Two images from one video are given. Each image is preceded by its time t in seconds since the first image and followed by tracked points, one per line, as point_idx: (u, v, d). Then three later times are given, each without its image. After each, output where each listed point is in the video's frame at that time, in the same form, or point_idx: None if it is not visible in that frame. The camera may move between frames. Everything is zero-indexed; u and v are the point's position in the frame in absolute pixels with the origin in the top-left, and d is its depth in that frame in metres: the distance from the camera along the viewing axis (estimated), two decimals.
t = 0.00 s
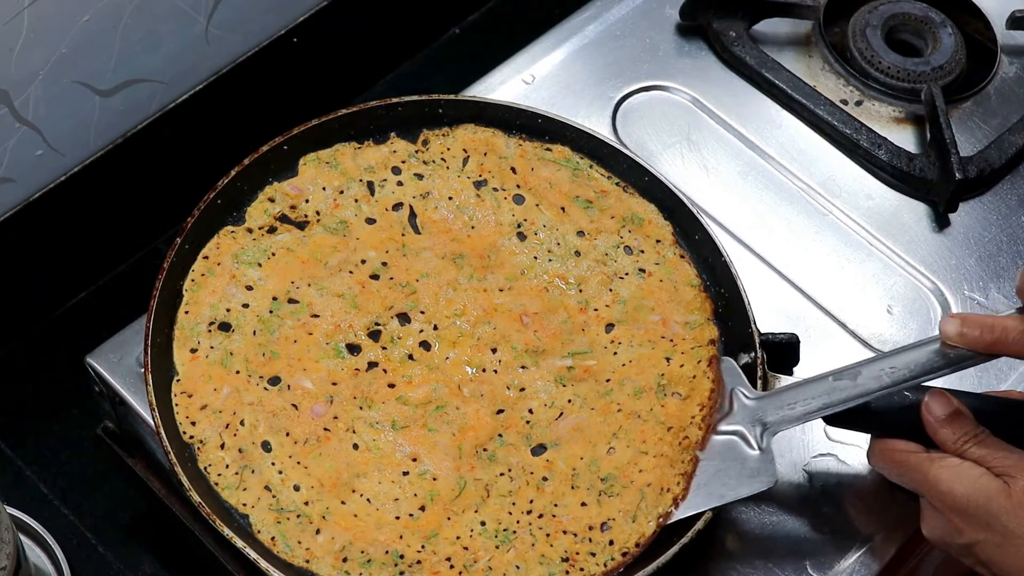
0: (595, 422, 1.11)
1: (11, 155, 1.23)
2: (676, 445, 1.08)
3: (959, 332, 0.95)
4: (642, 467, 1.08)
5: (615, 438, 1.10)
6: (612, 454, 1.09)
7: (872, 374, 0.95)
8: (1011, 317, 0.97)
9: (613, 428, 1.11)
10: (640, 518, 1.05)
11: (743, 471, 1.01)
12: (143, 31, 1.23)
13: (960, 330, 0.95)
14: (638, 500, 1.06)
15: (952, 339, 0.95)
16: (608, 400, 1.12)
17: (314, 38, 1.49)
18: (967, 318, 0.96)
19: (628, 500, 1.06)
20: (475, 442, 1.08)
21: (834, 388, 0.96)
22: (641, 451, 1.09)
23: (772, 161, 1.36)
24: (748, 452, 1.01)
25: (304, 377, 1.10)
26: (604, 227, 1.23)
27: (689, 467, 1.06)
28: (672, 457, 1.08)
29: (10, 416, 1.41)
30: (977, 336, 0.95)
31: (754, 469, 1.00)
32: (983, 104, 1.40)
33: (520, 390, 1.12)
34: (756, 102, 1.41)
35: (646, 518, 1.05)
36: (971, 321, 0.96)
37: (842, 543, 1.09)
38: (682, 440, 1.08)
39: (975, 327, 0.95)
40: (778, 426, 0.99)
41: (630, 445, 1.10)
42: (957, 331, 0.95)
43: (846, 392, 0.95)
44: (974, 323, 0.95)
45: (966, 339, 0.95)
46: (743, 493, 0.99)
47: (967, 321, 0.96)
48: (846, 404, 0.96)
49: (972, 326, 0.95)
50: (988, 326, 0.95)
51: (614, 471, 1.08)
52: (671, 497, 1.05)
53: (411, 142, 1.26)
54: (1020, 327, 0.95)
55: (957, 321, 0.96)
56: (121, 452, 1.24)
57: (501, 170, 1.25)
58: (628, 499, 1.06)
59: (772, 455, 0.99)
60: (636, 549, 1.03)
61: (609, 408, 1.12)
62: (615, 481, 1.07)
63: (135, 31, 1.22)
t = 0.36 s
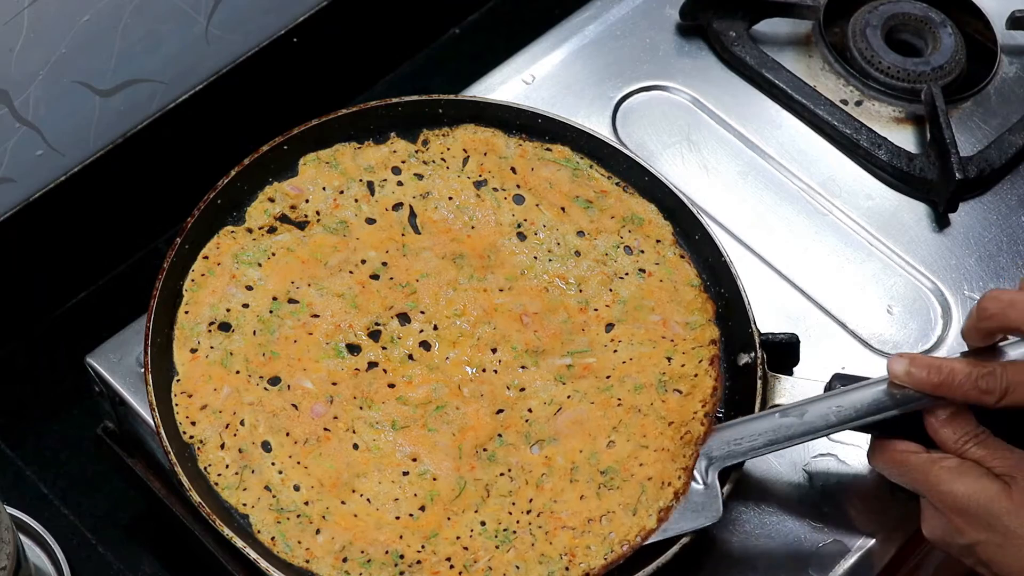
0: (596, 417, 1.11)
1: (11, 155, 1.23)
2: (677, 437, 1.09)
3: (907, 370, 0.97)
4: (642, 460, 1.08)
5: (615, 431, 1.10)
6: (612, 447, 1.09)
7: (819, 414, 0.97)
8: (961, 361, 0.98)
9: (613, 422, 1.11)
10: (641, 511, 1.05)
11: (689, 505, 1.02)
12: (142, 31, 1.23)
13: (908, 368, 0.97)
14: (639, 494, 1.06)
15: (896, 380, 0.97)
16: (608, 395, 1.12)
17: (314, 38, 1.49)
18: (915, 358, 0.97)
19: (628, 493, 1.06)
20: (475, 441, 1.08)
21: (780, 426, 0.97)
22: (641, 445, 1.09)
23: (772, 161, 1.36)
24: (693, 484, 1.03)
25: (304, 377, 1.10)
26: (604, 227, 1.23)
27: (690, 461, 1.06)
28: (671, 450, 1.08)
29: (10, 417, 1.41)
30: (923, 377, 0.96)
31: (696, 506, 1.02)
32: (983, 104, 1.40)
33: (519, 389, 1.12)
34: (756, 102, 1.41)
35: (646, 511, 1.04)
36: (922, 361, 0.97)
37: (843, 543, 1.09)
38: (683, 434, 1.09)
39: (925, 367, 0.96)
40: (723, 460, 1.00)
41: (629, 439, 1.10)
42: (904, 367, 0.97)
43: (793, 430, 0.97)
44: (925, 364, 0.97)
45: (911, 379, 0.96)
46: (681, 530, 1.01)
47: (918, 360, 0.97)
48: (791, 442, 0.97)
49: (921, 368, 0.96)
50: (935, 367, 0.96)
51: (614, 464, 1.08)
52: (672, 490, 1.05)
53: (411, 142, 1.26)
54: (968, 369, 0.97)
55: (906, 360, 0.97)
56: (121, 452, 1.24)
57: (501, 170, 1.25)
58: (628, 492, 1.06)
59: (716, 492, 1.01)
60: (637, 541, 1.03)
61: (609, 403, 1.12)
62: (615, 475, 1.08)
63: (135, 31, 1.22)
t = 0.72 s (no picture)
0: (596, 412, 1.11)
1: (11, 155, 1.23)
2: (677, 432, 1.09)
3: (875, 412, 0.95)
4: (642, 453, 1.08)
5: (614, 426, 1.10)
6: (612, 440, 1.10)
7: (780, 447, 0.97)
8: (931, 407, 0.96)
9: (613, 417, 1.11)
10: (640, 502, 1.05)
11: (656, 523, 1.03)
12: (143, 31, 1.23)
13: (875, 409, 0.95)
14: (638, 485, 1.06)
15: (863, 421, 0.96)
16: (609, 392, 1.12)
17: (314, 38, 1.49)
18: (883, 400, 0.95)
19: (628, 484, 1.07)
20: (474, 440, 1.09)
21: (742, 455, 0.99)
22: (641, 438, 1.10)
23: (772, 161, 1.36)
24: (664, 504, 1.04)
25: (304, 377, 1.10)
26: (604, 226, 1.23)
27: (690, 453, 1.06)
28: (672, 443, 1.08)
29: (10, 417, 1.41)
30: (888, 420, 0.95)
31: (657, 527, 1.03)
32: (983, 104, 1.40)
33: (519, 388, 1.12)
34: (756, 103, 1.41)
35: (645, 502, 1.05)
36: (891, 403, 0.95)
37: (843, 543, 1.09)
38: (684, 427, 1.10)
39: (891, 410, 0.95)
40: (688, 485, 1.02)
41: (630, 433, 1.10)
42: (872, 408, 0.95)
43: (753, 461, 0.98)
44: (893, 407, 0.95)
45: (878, 421, 0.95)
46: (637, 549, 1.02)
47: (887, 403, 0.95)
48: (751, 474, 0.98)
49: (888, 411, 0.95)
50: (902, 410, 0.95)
51: (614, 457, 1.09)
52: (672, 481, 1.04)
53: (411, 142, 1.26)
54: (935, 415, 0.95)
55: (874, 401, 0.96)
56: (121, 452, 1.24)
57: (501, 170, 1.25)
58: (628, 483, 1.07)
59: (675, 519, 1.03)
60: (637, 532, 1.03)
61: (609, 400, 1.12)
62: (615, 465, 1.08)
63: (135, 31, 1.22)
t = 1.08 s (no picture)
0: (596, 410, 1.11)
1: (12, 155, 1.23)
2: (678, 428, 1.10)
3: (840, 444, 0.94)
4: (644, 451, 1.09)
5: (615, 423, 1.11)
6: (612, 437, 1.10)
7: (741, 473, 0.97)
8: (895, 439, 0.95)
9: (614, 415, 1.11)
10: (641, 497, 1.05)
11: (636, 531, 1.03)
12: (143, 31, 1.23)
13: (840, 440, 0.94)
14: (639, 481, 1.06)
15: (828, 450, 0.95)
16: (609, 391, 1.12)
17: (314, 39, 1.49)
18: (848, 432, 0.94)
19: (629, 479, 1.07)
20: (474, 438, 1.09)
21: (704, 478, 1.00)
22: (642, 436, 1.10)
23: (772, 161, 1.36)
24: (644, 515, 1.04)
25: (304, 377, 1.10)
26: (604, 226, 1.23)
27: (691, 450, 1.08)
28: (673, 439, 1.09)
29: (11, 417, 1.41)
30: (853, 452, 0.94)
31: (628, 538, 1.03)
32: (984, 104, 1.40)
33: (519, 387, 1.12)
34: (756, 103, 1.41)
35: (646, 497, 1.05)
36: (856, 436, 0.94)
37: (843, 543, 1.09)
38: (685, 424, 1.10)
39: (856, 441, 0.94)
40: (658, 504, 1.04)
41: (630, 431, 1.10)
42: (836, 439, 0.94)
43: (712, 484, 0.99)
44: (858, 438, 0.94)
45: (842, 452, 0.94)
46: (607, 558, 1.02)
47: (851, 434, 0.94)
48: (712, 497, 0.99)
49: (853, 443, 0.94)
50: (866, 443, 0.94)
51: (614, 453, 1.09)
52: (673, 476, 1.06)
53: (411, 142, 1.26)
54: (899, 447, 0.94)
55: (840, 432, 0.94)
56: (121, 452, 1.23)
57: (501, 170, 1.25)
58: (629, 478, 1.07)
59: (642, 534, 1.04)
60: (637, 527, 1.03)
61: (610, 398, 1.12)
62: (615, 461, 1.08)
63: (135, 31, 1.23)
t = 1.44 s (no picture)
0: (596, 411, 1.11)
1: (12, 155, 1.23)
2: (679, 427, 1.10)
3: (805, 461, 0.94)
4: (644, 450, 1.09)
5: (615, 423, 1.11)
6: (613, 436, 1.10)
7: (704, 487, 0.99)
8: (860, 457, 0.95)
9: (614, 415, 1.11)
10: (643, 494, 1.05)
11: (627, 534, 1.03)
12: (143, 31, 1.24)
13: (805, 458, 0.94)
14: (640, 478, 1.06)
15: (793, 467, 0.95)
16: (609, 392, 1.12)
17: (314, 38, 1.49)
18: (812, 449, 0.95)
19: (629, 477, 1.07)
20: (474, 436, 1.09)
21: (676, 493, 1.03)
22: (642, 436, 1.10)
23: (771, 161, 1.36)
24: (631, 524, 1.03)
25: (304, 377, 1.10)
26: (604, 226, 1.23)
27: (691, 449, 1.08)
28: (674, 437, 1.09)
29: (11, 417, 1.41)
30: (816, 469, 0.94)
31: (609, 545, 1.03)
32: (984, 104, 1.40)
33: (520, 387, 1.12)
34: (756, 102, 1.41)
35: (647, 494, 1.05)
36: (820, 453, 0.94)
37: (842, 543, 1.09)
38: (686, 422, 1.10)
39: (819, 459, 0.94)
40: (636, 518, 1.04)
41: (631, 431, 1.10)
42: (801, 457, 0.94)
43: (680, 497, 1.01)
44: (821, 455, 0.94)
45: (806, 470, 0.94)
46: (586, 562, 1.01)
47: (817, 451, 0.95)
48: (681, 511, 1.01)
49: (817, 460, 0.94)
50: (830, 460, 0.94)
51: (614, 451, 1.09)
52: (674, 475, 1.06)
53: (411, 142, 1.26)
54: (863, 465, 0.94)
55: (804, 449, 0.95)
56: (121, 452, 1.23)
57: (500, 170, 1.25)
58: (629, 476, 1.07)
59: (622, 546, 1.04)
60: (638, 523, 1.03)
61: (610, 399, 1.12)
62: (615, 460, 1.08)
63: (135, 31, 1.23)
